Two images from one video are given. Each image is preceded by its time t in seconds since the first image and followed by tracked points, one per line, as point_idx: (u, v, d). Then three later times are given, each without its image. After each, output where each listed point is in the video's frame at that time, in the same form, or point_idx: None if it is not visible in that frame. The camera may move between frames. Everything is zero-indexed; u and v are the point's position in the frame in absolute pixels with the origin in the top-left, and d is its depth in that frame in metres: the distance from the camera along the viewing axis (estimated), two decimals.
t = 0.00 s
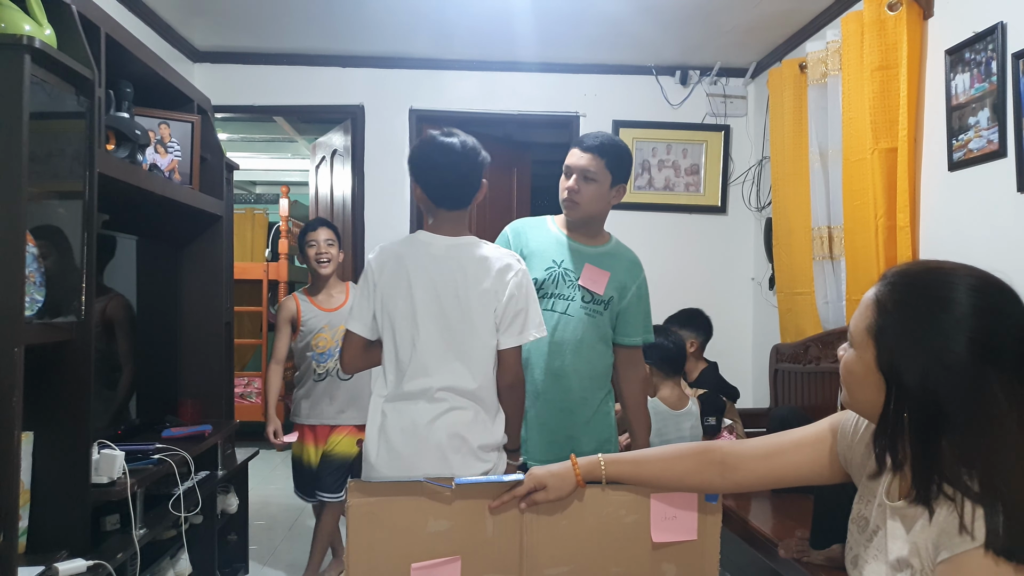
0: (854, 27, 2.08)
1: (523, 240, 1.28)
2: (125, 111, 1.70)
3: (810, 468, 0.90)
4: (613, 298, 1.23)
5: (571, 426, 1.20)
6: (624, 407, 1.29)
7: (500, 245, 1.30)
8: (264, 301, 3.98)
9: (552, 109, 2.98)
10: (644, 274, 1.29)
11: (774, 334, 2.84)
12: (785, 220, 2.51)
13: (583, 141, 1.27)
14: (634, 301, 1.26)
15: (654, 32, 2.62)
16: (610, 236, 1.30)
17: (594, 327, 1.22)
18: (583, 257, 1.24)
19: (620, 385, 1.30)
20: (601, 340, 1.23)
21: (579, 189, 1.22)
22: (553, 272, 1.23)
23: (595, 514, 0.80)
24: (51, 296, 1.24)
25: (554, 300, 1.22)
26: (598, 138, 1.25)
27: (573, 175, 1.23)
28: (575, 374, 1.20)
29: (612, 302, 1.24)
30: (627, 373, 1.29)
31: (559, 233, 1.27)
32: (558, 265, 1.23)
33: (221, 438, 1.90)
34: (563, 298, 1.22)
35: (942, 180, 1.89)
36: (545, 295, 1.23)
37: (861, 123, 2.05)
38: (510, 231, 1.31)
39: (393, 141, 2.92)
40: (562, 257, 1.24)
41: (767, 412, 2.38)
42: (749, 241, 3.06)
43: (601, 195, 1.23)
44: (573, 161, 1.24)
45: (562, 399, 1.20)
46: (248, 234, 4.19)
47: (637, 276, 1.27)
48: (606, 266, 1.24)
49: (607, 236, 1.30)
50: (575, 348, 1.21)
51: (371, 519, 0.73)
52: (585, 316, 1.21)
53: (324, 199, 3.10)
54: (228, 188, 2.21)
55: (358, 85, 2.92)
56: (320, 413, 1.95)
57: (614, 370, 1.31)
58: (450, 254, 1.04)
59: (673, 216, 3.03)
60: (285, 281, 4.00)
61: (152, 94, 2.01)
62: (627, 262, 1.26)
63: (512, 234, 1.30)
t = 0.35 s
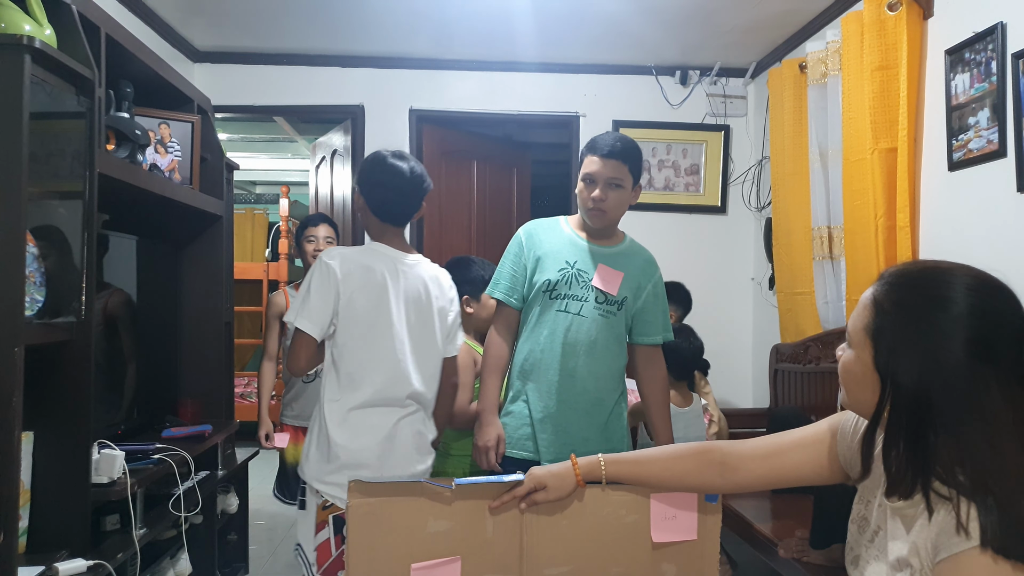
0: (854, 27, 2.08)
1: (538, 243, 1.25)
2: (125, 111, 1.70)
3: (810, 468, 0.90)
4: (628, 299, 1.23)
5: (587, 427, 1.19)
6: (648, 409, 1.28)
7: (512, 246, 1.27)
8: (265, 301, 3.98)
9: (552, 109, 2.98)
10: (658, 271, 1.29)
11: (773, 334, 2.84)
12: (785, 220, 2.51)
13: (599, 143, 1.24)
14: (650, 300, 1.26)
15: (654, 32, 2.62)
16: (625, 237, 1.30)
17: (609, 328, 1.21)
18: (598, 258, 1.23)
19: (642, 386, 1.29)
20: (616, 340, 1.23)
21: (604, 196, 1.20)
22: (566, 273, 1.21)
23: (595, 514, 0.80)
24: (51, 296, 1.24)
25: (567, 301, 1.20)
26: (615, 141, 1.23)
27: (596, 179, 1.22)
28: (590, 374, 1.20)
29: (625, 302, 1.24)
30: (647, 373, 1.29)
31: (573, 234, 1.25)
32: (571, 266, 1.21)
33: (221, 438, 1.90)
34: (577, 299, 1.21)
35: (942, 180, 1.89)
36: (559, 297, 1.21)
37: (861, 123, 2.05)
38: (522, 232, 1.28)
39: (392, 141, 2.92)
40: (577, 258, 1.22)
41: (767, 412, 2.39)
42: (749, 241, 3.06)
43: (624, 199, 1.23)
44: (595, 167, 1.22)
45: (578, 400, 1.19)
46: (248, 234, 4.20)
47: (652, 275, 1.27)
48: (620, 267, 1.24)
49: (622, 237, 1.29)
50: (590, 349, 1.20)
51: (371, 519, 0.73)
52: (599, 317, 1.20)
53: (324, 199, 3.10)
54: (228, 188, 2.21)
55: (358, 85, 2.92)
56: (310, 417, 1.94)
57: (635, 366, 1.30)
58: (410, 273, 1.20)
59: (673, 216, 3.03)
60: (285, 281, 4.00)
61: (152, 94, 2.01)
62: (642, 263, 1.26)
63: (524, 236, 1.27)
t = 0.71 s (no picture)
0: (854, 27, 2.08)
1: (546, 243, 1.22)
2: (125, 111, 1.70)
3: (810, 468, 0.90)
4: (632, 299, 1.24)
5: (593, 426, 1.20)
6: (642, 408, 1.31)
7: (516, 244, 1.23)
8: (265, 301, 3.99)
9: (552, 109, 2.98)
10: (659, 272, 1.30)
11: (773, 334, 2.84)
12: (784, 220, 2.52)
13: (607, 144, 1.22)
14: (651, 301, 1.28)
15: (654, 32, 2.62)
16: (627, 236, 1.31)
17: (615, 328, 1.22)
18: (605, 259, 1.22)
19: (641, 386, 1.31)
20: (621, 341, 1.23)
21: (618, 202, 1.20)
22: (574, 273, 1.19)
23: (594, 515, 0.80)
24: (50, 297, 1.24)
25: (575, 303, 1.19)
26: (624, 142, 1.21)
27: (611, 184, 1.20)
28: (598, 374, 1.20)
29: (630, 304, 1.24)
30: (645, 372, 1.31)
31: (579, 234, 1.24)
32: (578, 267, 1.20)
33: (221, 438, 1.90)
34: (585, 300, 1.19)
35: (941, 180, 1.89)
36: (567, 298, 1.19)
37: (861, 123, 2.05)
38: (525, 230, 1.25)
39: (392, 141, 2.92)
40: (584, 259, 1.20)
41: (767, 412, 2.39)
42: (749, 241, 3.06)
43: (635, 203, 1.23)
44: (609, 171, 1.20)
45: (585, 400, 1.19)
46: (248, 234, 4.20)
47: (654, 277, 1.28)
48: (625, 269, 1.23)
49: (624, 237, 1.29)
50: (597, 350, 1.20)
51: (371, 520, 0.73)
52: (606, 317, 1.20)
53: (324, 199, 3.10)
54: (228, 188, 2.20)
55: (358, 85, 2.92)
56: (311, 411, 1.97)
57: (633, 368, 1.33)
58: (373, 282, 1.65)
59: (672, 216, 3.03)
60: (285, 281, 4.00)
61: (152, 95, 2.01)
62: (644, 264, 1.27)
63: (529, 235, 1.24)
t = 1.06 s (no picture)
0: (854, 27, 2.08)
1: (531, 249, 1.20)
2: (125, 111, 1.70)
3: (810, 468, 0.90)
4: (619, 297, 1.25)
5: (590, 428, 1.19)
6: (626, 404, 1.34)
7: (500, 250, 1.20)
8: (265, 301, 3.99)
9: (552, 109, 2.98)
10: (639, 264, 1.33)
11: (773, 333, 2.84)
12: (785, 220, 2.51)
13: (586, 144, 1.21)
14: (636, 295, 1.30)
15: (654, 32, 2.62)
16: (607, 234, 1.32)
17: (607, 328, 1.23)
18: (591, 260, 1.22)
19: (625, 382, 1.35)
20: (613, 339, 1.25)
21: (602, 204, 1.19)
22: (563, 276, 1.19)
23: (594, 515, 0.80)
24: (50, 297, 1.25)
25: (568, 306, 1.18)
26: (604, 141, 1.20)
27: (593, 185, 1.19)
28: (594, 376, 1.20)
29: (618, 302, 1.26)
30: (629, 368, 1.34)
31: (562, 234, 1.23)
32: (567, 270, 1.20)
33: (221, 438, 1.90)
34: (576, 303, 1.19)
35: (941, 180, 1.89)
36: (558, 302, 1.18)
37: (861, 123, 2.05)
38: (508, 234, 1.23)
39: (392, 141, 2.91)
40: (571, 261, 1.20)
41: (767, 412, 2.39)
42: (749, 241, 3.06)
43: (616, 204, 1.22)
44: (591, 170, 1.19)
45: (581, 403, 1.18)
46: (248, 234, 4.20)
47: (637, 272, 1.30)
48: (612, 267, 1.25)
49: (604, 237, 1.29)
50: (593, 353, 1.20)
51: (371, 520, 0.73)
52: (598, 317, 1.21)
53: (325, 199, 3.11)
54: (228, 188, 2.20)
55: (358, 85, 2.92)
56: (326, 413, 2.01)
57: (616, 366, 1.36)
58: (354, 266, 1.79)
59: (672, 216, 3.03)
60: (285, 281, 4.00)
61: (152, 95, 2.01)
62: (628, 260, 1.28)
63: (513, 238, 1.21)
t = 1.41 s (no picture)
0: (854, 27, 2.08)
1: (480, 252, 1.12)
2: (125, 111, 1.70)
3: (810, 468, 0.90)
4: (582, 292, 1.18)
5: (564, 435, 1.13)
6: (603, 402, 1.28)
7: (451, 258, 1.12)
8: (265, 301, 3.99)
9: (552, 109, 2.98)
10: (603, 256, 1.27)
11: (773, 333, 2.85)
12: (784, 220, 2.52)
13: (529, 133, 1.12)
14: (601, 288, 1.23)
15: (654, 32, 2.62)
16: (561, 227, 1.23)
17: (576, 327, 1.16)
18: (548, 258, 1.15)
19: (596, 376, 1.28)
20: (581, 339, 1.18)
21: (552, 197, 1.11)
22: (523, 278, 1.12)
23: (594, 514, 0.80)
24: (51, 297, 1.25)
25: (530, 309, 1.12)
26: (548, 130, 1.12)
27: (540, 180, 1.11)
28: (565, 377, 1.14)
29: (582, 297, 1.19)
30: (599, 362, 1.28)
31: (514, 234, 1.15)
32: (525, 271, 1.13)
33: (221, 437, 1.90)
34: (539, 304, 1.13)
35: (942, 180, 1.89)
36: (521, 307, 1.11)
37: (861, 123, 2.05)
38: (459, 241, 1.13)
39: (393, 141, 2.92)
40: (528, 262, 1.13)
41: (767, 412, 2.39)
42: (749, 241, 3.06)
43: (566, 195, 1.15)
44: (535, 164, 1.11)
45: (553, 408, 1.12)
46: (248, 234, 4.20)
47: (598, 261, 1.24)
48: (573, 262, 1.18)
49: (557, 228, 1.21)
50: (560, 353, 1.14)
51: (371, 518, 0.73)
52: (564, 318, 1.14)
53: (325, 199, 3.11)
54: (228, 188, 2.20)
55: (358, 85, 2.92)
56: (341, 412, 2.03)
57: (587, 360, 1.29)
58: (319, 268, 1.83)
59: (672, 216, 3.03)
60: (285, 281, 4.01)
61: (151, 94, 2.01)
62: (585, 252, 1.21)
63: (463, 244, 1.13)
